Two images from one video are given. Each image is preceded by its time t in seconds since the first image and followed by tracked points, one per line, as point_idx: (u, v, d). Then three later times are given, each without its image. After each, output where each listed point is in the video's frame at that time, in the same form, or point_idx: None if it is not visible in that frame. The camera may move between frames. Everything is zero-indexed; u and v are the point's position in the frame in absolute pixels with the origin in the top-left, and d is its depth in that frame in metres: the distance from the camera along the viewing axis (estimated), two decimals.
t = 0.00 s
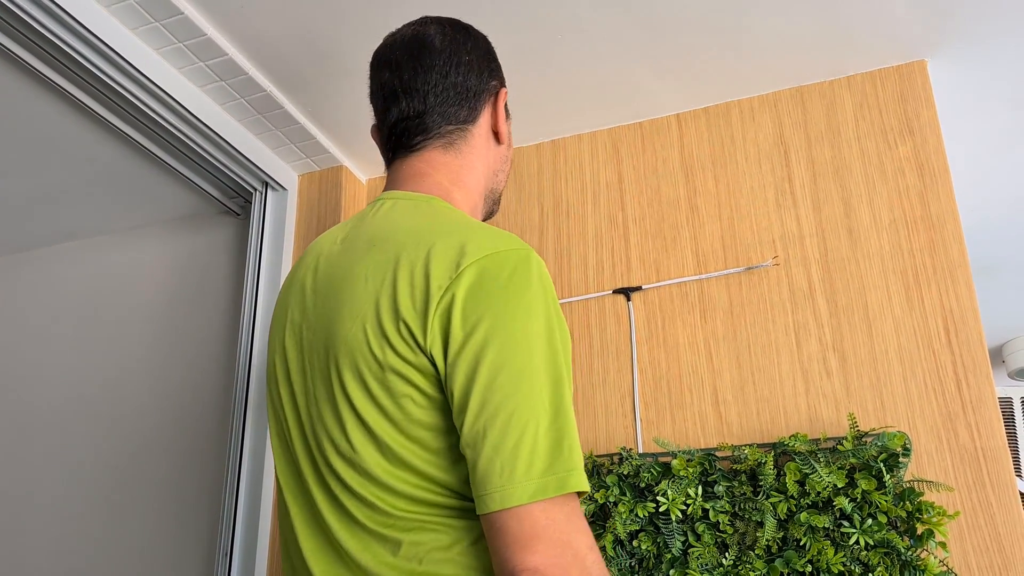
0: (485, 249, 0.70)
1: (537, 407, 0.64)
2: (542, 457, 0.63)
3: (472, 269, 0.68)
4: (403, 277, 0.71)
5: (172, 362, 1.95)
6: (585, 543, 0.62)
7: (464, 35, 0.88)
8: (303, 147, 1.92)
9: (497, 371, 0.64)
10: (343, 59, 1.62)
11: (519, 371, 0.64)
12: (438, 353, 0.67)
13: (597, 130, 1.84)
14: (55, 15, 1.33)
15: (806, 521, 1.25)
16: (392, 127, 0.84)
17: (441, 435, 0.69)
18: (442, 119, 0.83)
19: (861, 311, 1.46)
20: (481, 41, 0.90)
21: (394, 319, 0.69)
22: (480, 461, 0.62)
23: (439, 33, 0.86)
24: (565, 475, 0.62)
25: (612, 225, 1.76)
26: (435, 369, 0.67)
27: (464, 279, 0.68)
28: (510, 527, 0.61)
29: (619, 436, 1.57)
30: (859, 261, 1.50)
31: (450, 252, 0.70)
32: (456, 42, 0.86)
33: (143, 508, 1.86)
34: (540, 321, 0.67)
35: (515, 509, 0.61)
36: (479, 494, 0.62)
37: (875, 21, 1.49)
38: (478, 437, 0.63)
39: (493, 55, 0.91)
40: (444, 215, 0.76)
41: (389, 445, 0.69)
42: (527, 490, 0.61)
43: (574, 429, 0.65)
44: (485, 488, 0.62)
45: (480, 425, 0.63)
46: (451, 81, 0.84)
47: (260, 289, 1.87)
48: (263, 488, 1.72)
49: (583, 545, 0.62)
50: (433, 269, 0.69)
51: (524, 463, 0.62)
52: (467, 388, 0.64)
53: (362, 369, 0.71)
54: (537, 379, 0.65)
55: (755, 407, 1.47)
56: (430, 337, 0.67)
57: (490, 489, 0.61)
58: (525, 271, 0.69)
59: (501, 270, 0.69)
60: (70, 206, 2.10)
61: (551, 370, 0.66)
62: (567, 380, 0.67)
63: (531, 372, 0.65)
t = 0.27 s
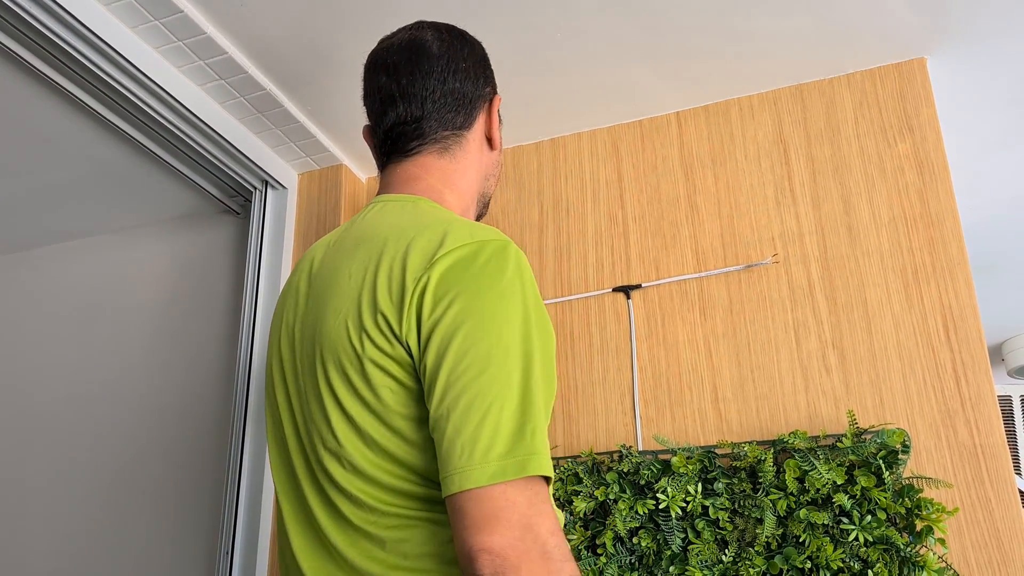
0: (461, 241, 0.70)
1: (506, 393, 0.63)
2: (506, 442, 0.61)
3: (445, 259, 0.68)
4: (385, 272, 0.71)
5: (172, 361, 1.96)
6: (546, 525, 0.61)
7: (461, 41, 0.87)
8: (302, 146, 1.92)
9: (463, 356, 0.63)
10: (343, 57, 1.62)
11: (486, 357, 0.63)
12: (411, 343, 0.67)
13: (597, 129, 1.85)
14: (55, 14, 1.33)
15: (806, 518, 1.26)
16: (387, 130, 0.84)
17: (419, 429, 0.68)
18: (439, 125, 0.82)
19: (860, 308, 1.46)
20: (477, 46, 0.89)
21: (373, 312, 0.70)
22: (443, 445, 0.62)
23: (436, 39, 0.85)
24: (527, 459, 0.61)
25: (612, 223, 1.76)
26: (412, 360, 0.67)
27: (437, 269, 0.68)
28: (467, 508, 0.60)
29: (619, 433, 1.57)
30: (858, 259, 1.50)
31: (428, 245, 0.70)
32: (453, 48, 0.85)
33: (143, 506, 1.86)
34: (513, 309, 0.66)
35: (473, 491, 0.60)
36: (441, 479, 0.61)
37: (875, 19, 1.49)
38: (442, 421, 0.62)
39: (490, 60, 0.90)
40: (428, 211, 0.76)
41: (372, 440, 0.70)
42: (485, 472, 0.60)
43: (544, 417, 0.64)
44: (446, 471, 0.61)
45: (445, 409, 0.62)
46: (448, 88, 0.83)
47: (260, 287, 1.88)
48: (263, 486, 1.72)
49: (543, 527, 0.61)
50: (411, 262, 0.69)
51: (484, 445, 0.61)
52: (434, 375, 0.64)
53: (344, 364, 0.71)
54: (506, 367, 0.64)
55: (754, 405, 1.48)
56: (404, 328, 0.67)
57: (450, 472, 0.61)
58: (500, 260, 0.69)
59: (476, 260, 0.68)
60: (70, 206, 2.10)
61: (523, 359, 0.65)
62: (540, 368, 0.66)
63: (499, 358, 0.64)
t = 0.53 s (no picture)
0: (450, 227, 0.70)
1: (495, 378, 0.63)
2: (495, 426, 0.61)
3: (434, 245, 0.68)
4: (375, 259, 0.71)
5: (175, 356, 1.96)
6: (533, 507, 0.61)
7: (449, 42, 0.87)
8: (305, 142, 1.92)
9: (451, 340, 0.63)
10: (346, 52, 1.61)
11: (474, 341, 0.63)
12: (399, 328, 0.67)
13: (600, 124, 1.84)
14: (58, 8, 1.33)
15: (810, 512, 1.25)
16: (378, 132, 0.84)
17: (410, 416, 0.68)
18: (429, 126, 0.82)
19: (865, 303, 1.46)
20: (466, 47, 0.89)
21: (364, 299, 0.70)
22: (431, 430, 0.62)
23: (425, 41, 0.85)
24: (515, 442, 0.61)
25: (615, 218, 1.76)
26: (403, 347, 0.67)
27: (426, 255, 0.68)
28: (456, 492, 0.60)
29: (622, 429, 1.57)
30: (862, 253, 1.50)
31: (418, 233, 0.70)
32: (442, 50, 0.85)
33: (147, 502, 1.86)
34: (503, 296, 0.66)
35: (460, 475, 0.60)
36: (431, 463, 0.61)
37: (879, 13, 1.49)
38: (432, 406, 0.62)
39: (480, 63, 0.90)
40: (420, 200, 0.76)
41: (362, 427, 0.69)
42: (472, 456, 0.60)
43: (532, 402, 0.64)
44: (434, 455, 0.61)
45: (434, 394, 0.62)
46: (438, 89, 0.83)
47: (264, 283, 1.88)
48: (267, 481, 1.72)
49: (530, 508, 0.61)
50: (401, 250, 0.69)
51: (473, 429, 0.61)
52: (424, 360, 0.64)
53: (337, 352, 0.71)
54: (495, 353, 0.64)
55: (758, 399, 1.47)
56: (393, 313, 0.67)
57: (439, 455, 0.61)
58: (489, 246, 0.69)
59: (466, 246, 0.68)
60: (73, 202, 2.10)
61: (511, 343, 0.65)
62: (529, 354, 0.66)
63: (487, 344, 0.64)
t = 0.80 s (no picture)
0: (454, 217, 0.77)
1: (512, 359, 0.71)
2: (516, 404, 0.69)
3: (442, 235, 0.75)
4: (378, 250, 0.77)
5: (178, 351, 1.95)
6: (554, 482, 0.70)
7: (415, 41, 0.94)
8: (307, 136, 1.91)
9: (473, 324, 0.71)
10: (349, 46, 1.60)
11: (491, 324, 0.71)
12: (415, 313, 0.73)
13: (604, 117, 1.83)
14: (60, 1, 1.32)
15: (817, 507, 1.25)
16: (354, 131, 0.91)
17: (419, 391, 0.76)
18: (401, 122, 0.89)
19: (871, 296, 1.45)
20: (432, 45, 0.96)
21: (375, 286, 0.75)
22: (459, 406, 0.69)
23: (392, 41, 0.92)
24: (540, 416, 0.69)
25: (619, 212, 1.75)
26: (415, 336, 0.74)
27: (438, 245, 0.75)
28: (485, 464, 0.68)
29: (626, 424, 1.56)
30: (869, 247, 1.49)
31: (422, 229, 0.76)
32: (408, 49, 0.92)
33: (150, 497, 1.86)
34: (507, 285, 0.74)
35: (491, 449, 0.67)
36: (460, 440, 0.68)
37: (885, 5, 1.48)
38: (457, 388, 0.70)
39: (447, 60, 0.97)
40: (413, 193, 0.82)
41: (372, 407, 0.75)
42: (503, 429, 0.68)
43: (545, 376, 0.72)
44: (464, 429, 0.68)
45: (458, 372, 0.70)
46: (407, 87, 0.90)
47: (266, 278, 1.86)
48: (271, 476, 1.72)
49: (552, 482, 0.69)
50: (410, 244, 0.75)
51: (502, 406, 0.68)
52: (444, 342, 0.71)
53: (345, 343, 0.76)
54: (509, 337, 0.72)
55: (763, 394, 1.47)
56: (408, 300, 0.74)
57: (469, 428, 0.68)
58: (491, 234, 0.77)
59: (471, 235, 0.76)
60: (75, 196, 2.09)
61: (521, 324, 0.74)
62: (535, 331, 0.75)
63: (501, 328, 0.72)
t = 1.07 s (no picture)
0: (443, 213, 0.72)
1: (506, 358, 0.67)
2: (515, 405, 0.65)
3: (432, 230, 0.71)
4: (362, 246, 0.72)
5: (180, 347, 1.95)
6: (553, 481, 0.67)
7: (390, 38, 0.87)
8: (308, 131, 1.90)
9: (467, 325, 0.67)
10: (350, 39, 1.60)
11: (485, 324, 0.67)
12: (403, 312, 0.69)
13: (605, 112, 1.83)
14: None
15: (820, 501, 1.24)
16: (332, 137, 0.85)
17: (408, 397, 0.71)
18: (382, 126, 0.84)
19: (874, 290, 1.45)
20: (408, 40, 0.90)
21: (360, 283, 0.70)
22: (456, 409, 0.65)
23: (366, 41, 0.86)
24: (539, 417, 0.65)
25: (620, 207, 1.74)
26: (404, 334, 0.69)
27: (427, 240, 0.70)
28: (485, 470, 0.64)
29: (629, 419, 1.56)
30: (872, 241, 1.48)
31: (408, 220, 0.72)
32: (383, 47, 0.86)
33: (152, 493, 1.86)
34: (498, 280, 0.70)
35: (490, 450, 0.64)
36: (456, 445, 0.64)
37: None
38: (452, 390, 0.65)
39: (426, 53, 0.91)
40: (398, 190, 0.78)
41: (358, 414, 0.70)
42: (502, 432, 0.64)
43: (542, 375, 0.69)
44: (462, 434, 0.64)
45: (454, 374, 0.66)
46: (384, 89, 0.84)
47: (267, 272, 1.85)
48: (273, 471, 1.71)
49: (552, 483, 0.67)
50: (395, 238, 0.71)
51: (500, 407, 0.65)
52: (437, 343, 0.67)
53: (326, 342, 0.71)
54: (501, 335, 0.68)
55: (766, 388, 1.46)
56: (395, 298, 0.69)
57: (467, 432, 0.64)
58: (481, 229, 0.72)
59: (460, 230, 0.71)
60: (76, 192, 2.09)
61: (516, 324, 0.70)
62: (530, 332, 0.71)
63: (494, 325, 0.68)
